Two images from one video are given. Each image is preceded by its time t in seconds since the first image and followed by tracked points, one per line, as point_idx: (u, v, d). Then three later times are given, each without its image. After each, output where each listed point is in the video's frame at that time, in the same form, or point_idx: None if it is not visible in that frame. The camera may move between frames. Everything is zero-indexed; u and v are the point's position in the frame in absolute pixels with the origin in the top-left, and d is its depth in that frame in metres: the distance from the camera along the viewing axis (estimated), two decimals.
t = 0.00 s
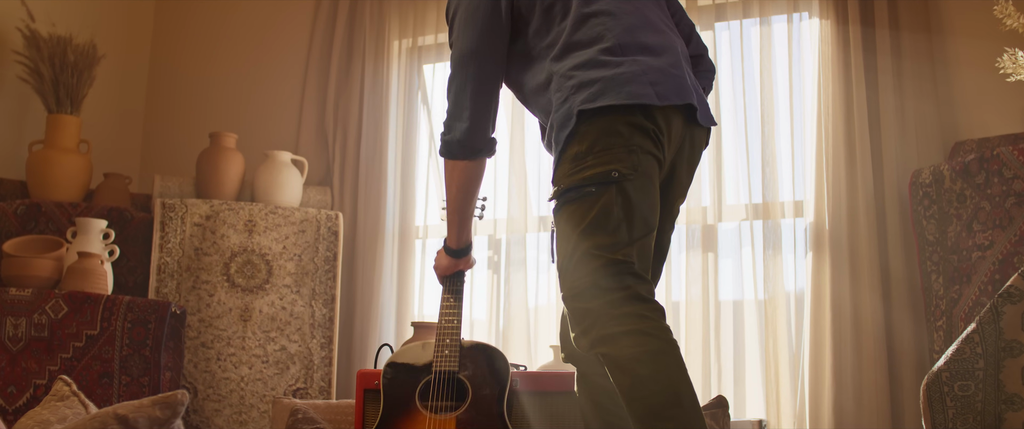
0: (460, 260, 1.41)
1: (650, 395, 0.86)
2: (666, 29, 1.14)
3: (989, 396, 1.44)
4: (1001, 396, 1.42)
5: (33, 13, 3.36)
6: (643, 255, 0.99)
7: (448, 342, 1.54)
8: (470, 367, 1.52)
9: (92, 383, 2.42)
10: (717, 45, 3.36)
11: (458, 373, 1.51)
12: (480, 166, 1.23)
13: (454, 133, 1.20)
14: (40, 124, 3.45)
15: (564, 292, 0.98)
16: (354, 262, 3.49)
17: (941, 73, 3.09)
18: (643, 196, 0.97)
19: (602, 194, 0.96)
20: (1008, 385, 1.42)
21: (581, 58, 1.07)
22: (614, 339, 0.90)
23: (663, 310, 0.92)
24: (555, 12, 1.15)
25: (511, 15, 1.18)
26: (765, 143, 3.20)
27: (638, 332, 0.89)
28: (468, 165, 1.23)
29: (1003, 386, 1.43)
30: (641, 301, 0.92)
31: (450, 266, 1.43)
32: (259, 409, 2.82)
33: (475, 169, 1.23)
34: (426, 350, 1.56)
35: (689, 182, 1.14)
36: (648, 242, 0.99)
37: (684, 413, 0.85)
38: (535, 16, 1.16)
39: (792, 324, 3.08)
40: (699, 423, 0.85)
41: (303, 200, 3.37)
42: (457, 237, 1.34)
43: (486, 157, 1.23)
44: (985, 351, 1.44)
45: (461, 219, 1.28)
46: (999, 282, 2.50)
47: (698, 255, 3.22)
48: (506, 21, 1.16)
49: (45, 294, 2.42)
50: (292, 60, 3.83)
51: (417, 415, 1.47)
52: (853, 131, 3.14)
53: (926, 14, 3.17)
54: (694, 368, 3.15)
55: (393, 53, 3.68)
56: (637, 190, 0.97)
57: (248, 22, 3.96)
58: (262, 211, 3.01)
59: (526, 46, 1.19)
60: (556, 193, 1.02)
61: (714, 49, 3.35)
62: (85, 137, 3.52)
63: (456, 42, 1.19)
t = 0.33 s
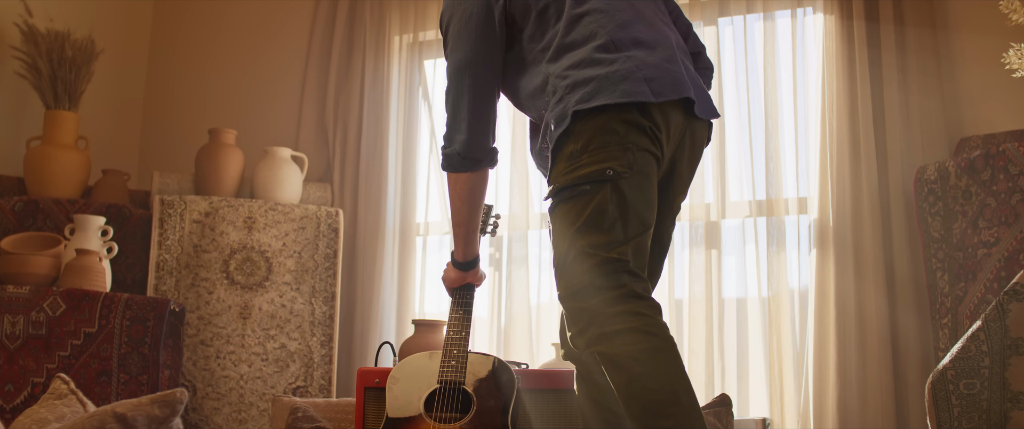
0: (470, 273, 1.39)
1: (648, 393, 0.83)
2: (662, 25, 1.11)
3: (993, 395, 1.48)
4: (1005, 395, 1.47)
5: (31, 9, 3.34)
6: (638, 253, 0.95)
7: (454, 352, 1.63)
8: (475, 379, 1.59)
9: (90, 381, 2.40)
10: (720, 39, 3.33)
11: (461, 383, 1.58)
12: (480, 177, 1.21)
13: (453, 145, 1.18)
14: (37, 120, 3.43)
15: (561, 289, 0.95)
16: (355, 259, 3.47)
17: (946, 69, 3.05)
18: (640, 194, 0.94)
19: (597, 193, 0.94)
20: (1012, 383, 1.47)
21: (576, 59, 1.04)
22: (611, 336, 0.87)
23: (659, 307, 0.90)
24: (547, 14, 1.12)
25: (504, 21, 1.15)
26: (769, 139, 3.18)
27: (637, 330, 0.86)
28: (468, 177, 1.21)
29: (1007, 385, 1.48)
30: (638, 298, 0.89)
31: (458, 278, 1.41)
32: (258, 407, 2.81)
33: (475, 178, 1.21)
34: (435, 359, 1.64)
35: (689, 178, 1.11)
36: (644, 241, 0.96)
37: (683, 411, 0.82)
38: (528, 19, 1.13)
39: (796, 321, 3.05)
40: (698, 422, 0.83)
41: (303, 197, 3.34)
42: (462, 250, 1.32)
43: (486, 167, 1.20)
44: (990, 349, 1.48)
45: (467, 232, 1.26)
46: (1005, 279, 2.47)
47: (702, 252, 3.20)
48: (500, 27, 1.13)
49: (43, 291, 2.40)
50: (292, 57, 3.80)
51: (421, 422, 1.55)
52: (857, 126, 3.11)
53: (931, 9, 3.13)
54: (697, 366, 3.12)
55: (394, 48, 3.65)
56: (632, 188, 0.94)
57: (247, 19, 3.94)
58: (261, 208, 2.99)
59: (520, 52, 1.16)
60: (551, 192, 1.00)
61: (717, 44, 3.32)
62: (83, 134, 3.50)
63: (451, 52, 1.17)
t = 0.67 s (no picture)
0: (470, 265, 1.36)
1: (649, 389, 0.81)
2: (664, 20, 1.09)
3: (1001, 393, 1.39)
4: (1013, 393, 1.38)
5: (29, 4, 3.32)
6: (641, 249, 0.93)
7: (456, 350, 1.61)
8: (477, 378, 1.56)
9: (89, 380, 2.37)
10: (723, 35, 3.30)
11: (463, 382, 1.56)
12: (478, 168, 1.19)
13: (450, 134, 1.16)
14: (35, 116, 3.41)
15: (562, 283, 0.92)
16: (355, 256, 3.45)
17: (952, 64, 3.02)
18: (642, 191, 0.92)
19: (600, 188, 0.91)
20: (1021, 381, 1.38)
21: (579, 54, 1.02)
22: (613, 330, 0.85)
23: (662, 304, 0.87)
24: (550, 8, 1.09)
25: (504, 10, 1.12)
26: (772, 135, 3.15)
27: (639, 325, 0.84)
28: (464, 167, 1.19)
29: (1015, 383, 1.38)
30: (641, 294, 0.87)
31: (456, 270, 1.37)
32: (258, 405, 2.79)
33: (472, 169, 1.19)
34: (437, 356, 1.62)
35: (693, 174, 1.08)
36: (647, 237, 0.93)
37: (684, 408, 0.80)
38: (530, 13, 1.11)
39: (800, 319, 3.03)
40: (701, 422, 0.80)
41: (303, 193, 3.32)
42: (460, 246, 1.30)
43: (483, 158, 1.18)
44: (996, 347, 1.39)
45: (465, 223, 1.23)
46: (1011, 276, 2.44)
47: (705, 249, 3.17)
48: (500, 18, 1.10)
49: (41, 289, 2.38)
50: (292, 53, 3.78)
51: (422, 421, 1.53)
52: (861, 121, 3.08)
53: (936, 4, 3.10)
54: (701, 365, 3.09)
55: (394, 44, 3.62)
56: (636, 184, 0.91)
57: (246, 15, 3.92)
58: (261, 204, 2.97)
59: (520, 43, 1.13)
60: (554, 189, 0.98)
61: (720, 40, 3.29)
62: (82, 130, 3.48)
63: (450, 41, 1.14)
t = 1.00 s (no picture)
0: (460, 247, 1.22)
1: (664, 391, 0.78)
2: (676, 22, 1.08)
3: (1007, 392, 1.31)
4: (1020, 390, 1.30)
5: None
6: (652, 247, 0.91)
7: (457, 348, 1.59)
8: (478, 376, 1.54)
9: (87, 378, 2.36)
10: (727, 30, 3.28)
11: (465, 380, 1.54)
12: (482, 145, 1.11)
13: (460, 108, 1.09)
14: (33, 112, 3.39)
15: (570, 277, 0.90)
16: (355, 253, 3.44)
17: (957, 60, 2.99)
18: (657, 190, 0.90)
19: (615, 185, 0.89)
20: None
21: (596, 47, 1.00)
22: (621, 329, 0.82)
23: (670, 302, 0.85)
24: None
25: None
26: (776, 131, 3.12)
27: (646, 322, 0.81)
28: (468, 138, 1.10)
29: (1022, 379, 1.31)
30: (650, 291, 0.84)
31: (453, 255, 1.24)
32: (257, 404, 2.77)
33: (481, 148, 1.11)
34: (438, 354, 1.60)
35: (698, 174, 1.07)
36: (657, 236, 0.92)
37: (693, 408, 0.78)
38: None
39: (804, 316, 3.01)
40: (707, 422, 0.78)
41: (303, 190, 3.30)
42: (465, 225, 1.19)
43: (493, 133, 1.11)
44: (1003, 345, 1.32)
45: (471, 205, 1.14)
46: (1017, 274, 2.42)
47: (708, 246, 3.15)
48: None
49: (38, 286, 2.36)
50: (292, 48, 3.76)
51: (423, 420, 1.50)
52: (866, 117, 3.06)
53: None
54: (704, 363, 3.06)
55: (395, 39, 3.59)
56: (651, 184, 0.89)
57: (246, 10, 3.89)
58: (260, 201, 2.95)
59: (530, 28, 1.11)
60: (564, 183, 0.95)
61: (723, 35, 3.27)
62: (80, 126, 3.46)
63: (460, 23, 1.10)
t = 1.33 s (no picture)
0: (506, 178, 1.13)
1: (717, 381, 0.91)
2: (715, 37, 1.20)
3: (1013, 390, 1.34)
4: None
5: None
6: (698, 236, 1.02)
7: (460, 346, 1.57)
8: (480, 375, 1.52)
9: (85, 376, 2.34)
10: (730, 25, 3.25)
11: (466, 379, 1.52)
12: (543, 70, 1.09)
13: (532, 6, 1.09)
14: (30, 108, 3.36)
15: (619, 266, 1.02)
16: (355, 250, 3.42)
17: (962, 56, 2.96)
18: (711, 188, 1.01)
19: (685, 182, 0.98)
20: None
21: (660, 38, 1.08)
22: (685, 327, 0.93)
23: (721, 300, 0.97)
24: None
25: None
26: (780, 127, 3.09)
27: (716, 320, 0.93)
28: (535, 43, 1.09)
29: None
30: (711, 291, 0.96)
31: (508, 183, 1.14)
32: (257, 402, 2.76)
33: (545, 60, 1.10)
34: (439, 352, 1.58)
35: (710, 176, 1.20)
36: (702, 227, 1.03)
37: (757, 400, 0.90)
38: None
39: (808, 313, 2.99)
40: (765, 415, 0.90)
41: (303, 187, 3.28)
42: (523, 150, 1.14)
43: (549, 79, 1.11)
44: (1008, 342, 1.34)
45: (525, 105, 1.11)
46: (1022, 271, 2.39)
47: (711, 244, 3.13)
48: None
49: (36, 283, 2.34)
50: (292, 44, 3.74)
51: (424, 418, 1.48)
52: (870, 114, 3.03)
53: None
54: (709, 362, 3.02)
55: (396, 35, 3.57)
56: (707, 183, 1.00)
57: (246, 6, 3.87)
58: (260, 198, 2.93)
59: None
60: (627, 174, 1.01)
61: (726, 30, 3.24)
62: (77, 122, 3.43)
63: None
